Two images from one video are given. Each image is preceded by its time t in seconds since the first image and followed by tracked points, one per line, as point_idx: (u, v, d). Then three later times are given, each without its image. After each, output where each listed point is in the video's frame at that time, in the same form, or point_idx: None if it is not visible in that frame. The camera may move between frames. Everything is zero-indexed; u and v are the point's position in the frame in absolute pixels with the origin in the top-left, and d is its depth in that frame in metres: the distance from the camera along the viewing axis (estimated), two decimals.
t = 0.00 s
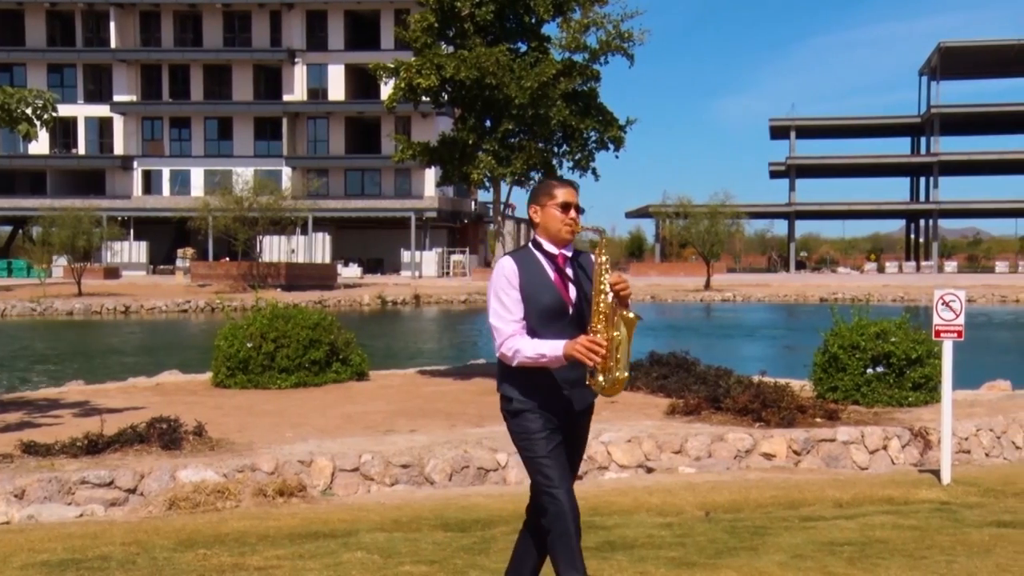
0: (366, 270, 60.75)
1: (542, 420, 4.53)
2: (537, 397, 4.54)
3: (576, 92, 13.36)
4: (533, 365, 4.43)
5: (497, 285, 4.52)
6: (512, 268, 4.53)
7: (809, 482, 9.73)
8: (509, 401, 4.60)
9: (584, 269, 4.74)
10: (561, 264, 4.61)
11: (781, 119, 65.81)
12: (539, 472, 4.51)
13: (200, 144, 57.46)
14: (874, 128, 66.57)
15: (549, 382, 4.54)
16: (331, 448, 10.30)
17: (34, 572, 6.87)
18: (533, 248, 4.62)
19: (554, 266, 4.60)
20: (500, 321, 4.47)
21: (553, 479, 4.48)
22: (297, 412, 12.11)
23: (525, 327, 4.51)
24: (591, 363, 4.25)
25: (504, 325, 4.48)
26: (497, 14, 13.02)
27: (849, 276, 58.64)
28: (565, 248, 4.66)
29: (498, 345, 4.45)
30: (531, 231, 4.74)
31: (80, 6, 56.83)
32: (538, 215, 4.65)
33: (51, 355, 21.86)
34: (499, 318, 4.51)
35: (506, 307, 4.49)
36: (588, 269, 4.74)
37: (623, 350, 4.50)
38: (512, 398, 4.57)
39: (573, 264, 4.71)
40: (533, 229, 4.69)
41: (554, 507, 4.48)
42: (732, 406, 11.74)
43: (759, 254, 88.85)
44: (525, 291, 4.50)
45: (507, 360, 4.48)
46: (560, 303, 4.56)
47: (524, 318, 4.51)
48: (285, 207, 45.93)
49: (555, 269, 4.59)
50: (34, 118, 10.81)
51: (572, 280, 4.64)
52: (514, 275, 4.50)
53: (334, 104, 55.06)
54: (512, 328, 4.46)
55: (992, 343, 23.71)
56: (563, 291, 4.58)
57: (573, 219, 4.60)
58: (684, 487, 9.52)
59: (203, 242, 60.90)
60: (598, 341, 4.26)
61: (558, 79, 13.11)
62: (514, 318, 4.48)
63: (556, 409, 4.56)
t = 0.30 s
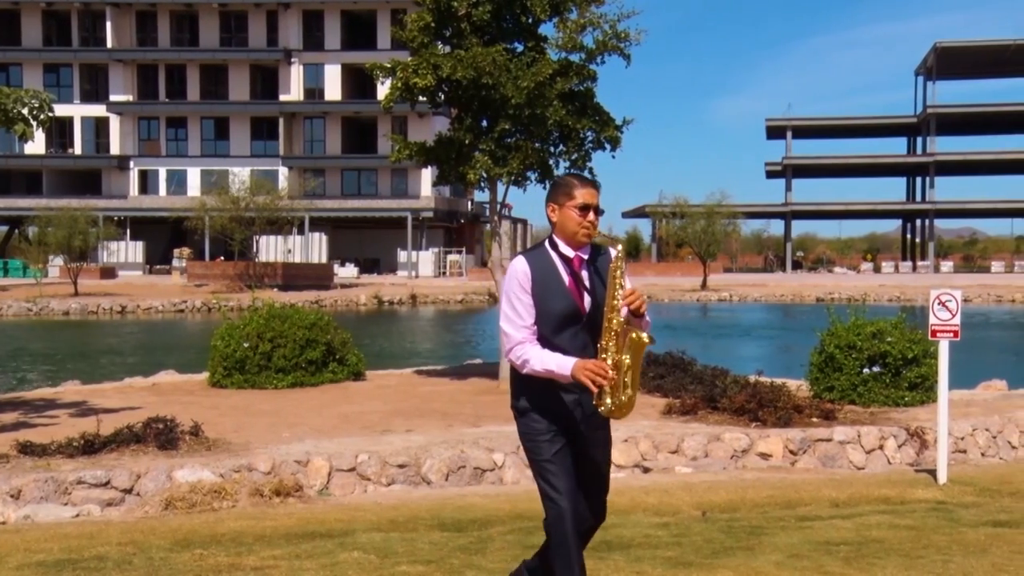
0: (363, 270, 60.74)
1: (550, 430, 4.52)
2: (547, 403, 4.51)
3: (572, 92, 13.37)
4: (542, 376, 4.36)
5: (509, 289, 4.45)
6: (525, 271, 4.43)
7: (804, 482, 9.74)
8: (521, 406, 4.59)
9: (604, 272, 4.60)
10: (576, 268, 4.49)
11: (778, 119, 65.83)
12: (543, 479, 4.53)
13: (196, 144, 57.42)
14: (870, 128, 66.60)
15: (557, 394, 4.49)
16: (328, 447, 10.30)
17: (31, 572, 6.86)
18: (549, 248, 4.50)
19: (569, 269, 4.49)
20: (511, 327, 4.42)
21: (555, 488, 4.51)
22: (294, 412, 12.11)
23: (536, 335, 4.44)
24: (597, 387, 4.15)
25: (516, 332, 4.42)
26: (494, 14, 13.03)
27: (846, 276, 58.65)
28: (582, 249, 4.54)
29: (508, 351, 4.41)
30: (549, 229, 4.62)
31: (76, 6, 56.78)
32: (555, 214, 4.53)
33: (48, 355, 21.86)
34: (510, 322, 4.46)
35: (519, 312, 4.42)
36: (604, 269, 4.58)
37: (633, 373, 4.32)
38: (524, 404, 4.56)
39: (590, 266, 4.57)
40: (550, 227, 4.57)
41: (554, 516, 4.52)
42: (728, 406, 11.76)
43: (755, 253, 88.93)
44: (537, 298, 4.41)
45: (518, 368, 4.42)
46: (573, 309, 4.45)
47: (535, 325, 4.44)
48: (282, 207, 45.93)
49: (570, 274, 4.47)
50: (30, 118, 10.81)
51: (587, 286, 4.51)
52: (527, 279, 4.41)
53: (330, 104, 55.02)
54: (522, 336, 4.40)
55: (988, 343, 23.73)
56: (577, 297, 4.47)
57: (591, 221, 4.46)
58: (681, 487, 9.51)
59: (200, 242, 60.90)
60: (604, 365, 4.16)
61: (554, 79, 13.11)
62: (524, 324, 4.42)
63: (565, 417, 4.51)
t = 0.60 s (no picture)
0: (357, 270, 60.73)
1: (547, 432, 4.41)
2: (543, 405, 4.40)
3: (566, 92, 13.37)
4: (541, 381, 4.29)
5: (507, 291, 4.36)
6: (525, 273, 4.34)
7: (799, 481, 9.76)
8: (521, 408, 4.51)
9: (607, 277, 4.46)
10: (577, 273, 4.38)
11: (772, 119, 65.94)
12: (543, 482, 4.43)
13: (189, 144, 57.37)
14: (864, 128, 66.71)
15: (553, 398, 4.38)
16: (321, 448, 10.30)
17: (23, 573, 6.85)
18: (550, 251, 4.40)
19: (571, 274, 4.38)
20: (509, 330, 4.35)
21: (555, 490, 4.40)
22: (288, 412, 12.10)
23: (534, 339, 4.36)
24: (591, 398, 4.09)
25: (513, 335, 4.34)
26: (488, 14, 13.03)
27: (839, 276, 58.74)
28: (584, 254, 4.41)
29: (505, 354, 4.35)
30: (552, 230, 4.51)
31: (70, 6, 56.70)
32: (558, 216, 4.41)
33: (40, 355, 21.87)
34: (508, 324, 4.38)
35: (516, 315, 4.34)
36: (605, 275, 4.45)
37: (625, 389, 4.23)
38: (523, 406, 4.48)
39: (594, 270, 4.44)
40: (554, 227, 4.46)
41: (554, 519, 4.41)
42: (722, 406, 11.77)
43: (748, 253, 89.07)
44: (535, 302, 4.32)
45: (515, 370, 4.36)
46: (571, 315, 4.35)
47: (533, 330, 4.36)
48: (276, 207, 45.90)
49: (571, 280, 4.36)
50: (23, 118, 10.78)
51: (588, 290, 4.39)
52: (525, 282, 4.32)
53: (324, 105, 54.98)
54: (518, 340, 4.33)
55: (980, 343, 23.79)
56: (577, 304, 4.35)
57: (594, 226, 4.34)
58: (675, 487, 9.52)
59: (193, 242, 60.86)
60: (597, 377, 4.09)
61: (549, 79, 13.10)
62: (522, 328, 4.34)
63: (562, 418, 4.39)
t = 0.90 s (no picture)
0: (345, 270, 60.72)
1: (537, 428, 4.39)
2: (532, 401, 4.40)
3: (554, 92, 13.37)
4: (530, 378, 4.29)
5: (497, 288, 4.37)
6: (515, 271, 4.33)
7: (786, 481, 9.78)
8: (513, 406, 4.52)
9: (598, 276, 4.42)
10: (567, 272, 4.35)
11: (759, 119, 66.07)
12: (534, 480, 4.43)
13: (177, 144, 57.23)
14: (851, 129, 66.91)
15: (541, 396, 4.37)
16: (308, 448, 10.29)
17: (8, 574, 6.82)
18: (542, 248, 4.38)
19: (562, 272, 4.35)
20: (498, 328, 4.34)
21: (544, 488, 4.39)
22: (275, 413, 12.10)
23: (523, 337, 4.35)
24: (574, 399, 4.10)
25: (502, 332, 4.35)
26: (476, 15, 13.02)
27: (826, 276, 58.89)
28: (575, 252, 4.39)
29: (494, 353, 4.35)
30: (545, 229, 4.48)
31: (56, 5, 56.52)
32: (550, 214, 4.38)
33: (26, 355, 21.85)
34: (497, 322, 4.38)
35: (505, 313, 4.34)
36: (596, 275, 4.41)
37: (609, 391, 4.18)
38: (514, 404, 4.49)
39: (585, 268, 4.41)
40: (546, 226, 4.43)
41: (544, 517, 4.40)
42: (710, 406, 11.78)
43: (736, 253, 89.28)
44: (525, 300, 4.31)
45: (504, 368, 4.36)
46: (560, 314, 4.33)
47: (523, 328, 4.35)
48: (263, 207, 45.84)
49: (561, 279, 4.33)
50: (9, 119, 10.72)
51: (578, 290, 4.36)
52: (516, 280, 4.31)
53: (312, 105, 54.90)
54: (508, 337, 4.33)
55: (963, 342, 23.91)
56: (567, 302, 4.33)
57: (586, 225, 4.31)
58: (663, 486, 9.53)
59: (181, 242, 60.75)
60: (582, 377, 4.09)
61: (537, 79, 13.10)
62: (511, 325, 4.33)
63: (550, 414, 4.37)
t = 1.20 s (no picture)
0: (334, 270, 60.69)
1: (537, 427, 4.40)
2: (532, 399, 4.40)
3: (544, 92, 13.38)
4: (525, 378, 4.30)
5: (491, 289, 4.38)
6: (507, 271, 4.34)
7: (776, 480, 9.80)
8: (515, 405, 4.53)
9: (592, 272, 4.38)
10: (560, 270, 4.33)
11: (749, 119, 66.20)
12: (532, 478, 4.44)
13: (165, 144, 57.11)
14: (840, 129, 67.09)
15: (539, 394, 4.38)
16: (298, 448, 10.28)
17: None
18: (534, 248, 4.39)
19: (554, 272, 4.34)
20: (493, 328, 4.37)
21: (541, 487, 4.39)
22: (265, 413, 12.08)
23: (518, 337, 4.36)
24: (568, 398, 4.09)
25: (497, 333, 4.37)
26: (466, 15, 13.03)
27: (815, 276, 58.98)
28: (567, 251, 4.37)
29: (490, 352, 4.38)
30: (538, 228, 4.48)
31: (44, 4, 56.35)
32: (542, 213, 4.37)
33: (15, 355, 21.84)
34: (493, 322, 4.39)
35: (499, 314, 4.36)
36: (588, 271, 4.39)
37: (601, 391, 4.17)
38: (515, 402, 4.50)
39: (579, 266, 4.39)
40: (538, 225, 4.42)
41: (541, 517, 4.40)
42: (700, 406, 11.79)
43: (726, 253, 89.50)
44: (518, 299, 4.31)
45: (502, 369, 4.37)
46: (554, 312, 4.32)
47: (518, 327, 4.36)
48: (252, 207, 45.76)
49: (554, 278, 4.32)
50: None
51: (572, 288, 4.34)
52: (508, 280, 4.32)
53: (302, 104, 54.86)
54: (504, 337, 4.35)
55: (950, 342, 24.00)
56: (560, 301, 4.31)
57: (576, 224, 4.30)
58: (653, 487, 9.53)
59: (169, 242, 60.66)
60: (574, 376, 4.08)
61: (527, 79, 13.10)
62: (505, 325, 4.35)
63: (548, 411, 4.37)
